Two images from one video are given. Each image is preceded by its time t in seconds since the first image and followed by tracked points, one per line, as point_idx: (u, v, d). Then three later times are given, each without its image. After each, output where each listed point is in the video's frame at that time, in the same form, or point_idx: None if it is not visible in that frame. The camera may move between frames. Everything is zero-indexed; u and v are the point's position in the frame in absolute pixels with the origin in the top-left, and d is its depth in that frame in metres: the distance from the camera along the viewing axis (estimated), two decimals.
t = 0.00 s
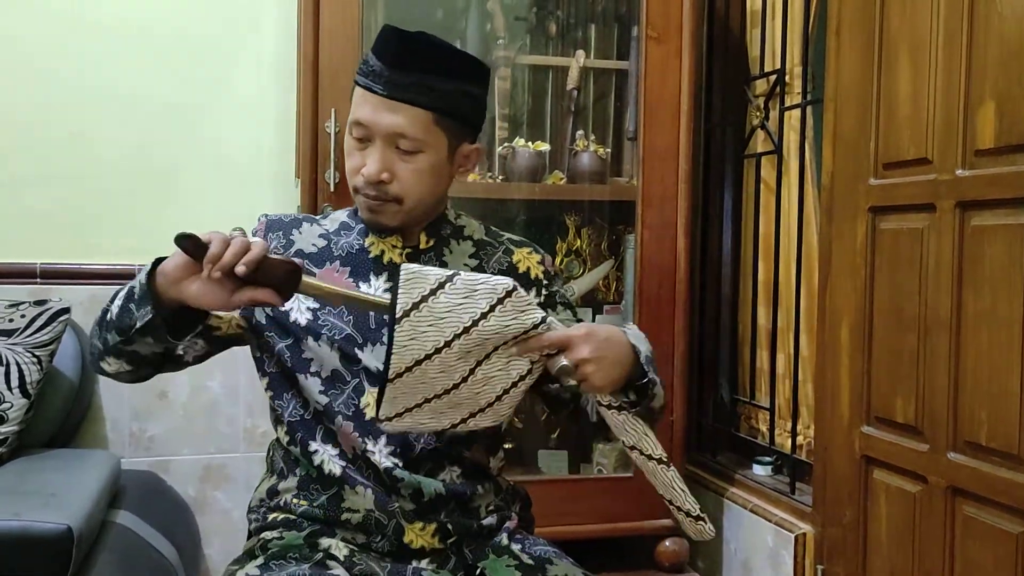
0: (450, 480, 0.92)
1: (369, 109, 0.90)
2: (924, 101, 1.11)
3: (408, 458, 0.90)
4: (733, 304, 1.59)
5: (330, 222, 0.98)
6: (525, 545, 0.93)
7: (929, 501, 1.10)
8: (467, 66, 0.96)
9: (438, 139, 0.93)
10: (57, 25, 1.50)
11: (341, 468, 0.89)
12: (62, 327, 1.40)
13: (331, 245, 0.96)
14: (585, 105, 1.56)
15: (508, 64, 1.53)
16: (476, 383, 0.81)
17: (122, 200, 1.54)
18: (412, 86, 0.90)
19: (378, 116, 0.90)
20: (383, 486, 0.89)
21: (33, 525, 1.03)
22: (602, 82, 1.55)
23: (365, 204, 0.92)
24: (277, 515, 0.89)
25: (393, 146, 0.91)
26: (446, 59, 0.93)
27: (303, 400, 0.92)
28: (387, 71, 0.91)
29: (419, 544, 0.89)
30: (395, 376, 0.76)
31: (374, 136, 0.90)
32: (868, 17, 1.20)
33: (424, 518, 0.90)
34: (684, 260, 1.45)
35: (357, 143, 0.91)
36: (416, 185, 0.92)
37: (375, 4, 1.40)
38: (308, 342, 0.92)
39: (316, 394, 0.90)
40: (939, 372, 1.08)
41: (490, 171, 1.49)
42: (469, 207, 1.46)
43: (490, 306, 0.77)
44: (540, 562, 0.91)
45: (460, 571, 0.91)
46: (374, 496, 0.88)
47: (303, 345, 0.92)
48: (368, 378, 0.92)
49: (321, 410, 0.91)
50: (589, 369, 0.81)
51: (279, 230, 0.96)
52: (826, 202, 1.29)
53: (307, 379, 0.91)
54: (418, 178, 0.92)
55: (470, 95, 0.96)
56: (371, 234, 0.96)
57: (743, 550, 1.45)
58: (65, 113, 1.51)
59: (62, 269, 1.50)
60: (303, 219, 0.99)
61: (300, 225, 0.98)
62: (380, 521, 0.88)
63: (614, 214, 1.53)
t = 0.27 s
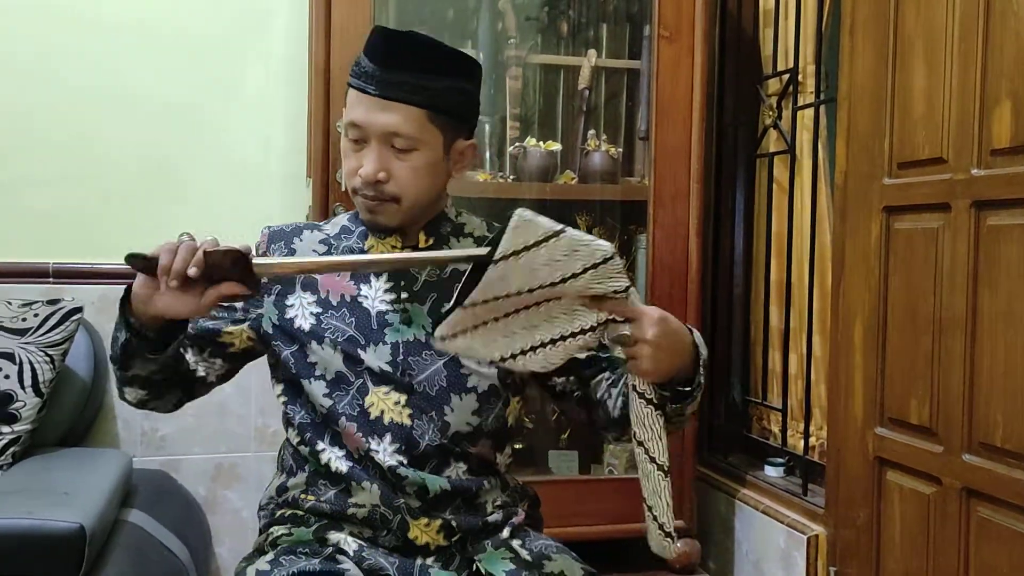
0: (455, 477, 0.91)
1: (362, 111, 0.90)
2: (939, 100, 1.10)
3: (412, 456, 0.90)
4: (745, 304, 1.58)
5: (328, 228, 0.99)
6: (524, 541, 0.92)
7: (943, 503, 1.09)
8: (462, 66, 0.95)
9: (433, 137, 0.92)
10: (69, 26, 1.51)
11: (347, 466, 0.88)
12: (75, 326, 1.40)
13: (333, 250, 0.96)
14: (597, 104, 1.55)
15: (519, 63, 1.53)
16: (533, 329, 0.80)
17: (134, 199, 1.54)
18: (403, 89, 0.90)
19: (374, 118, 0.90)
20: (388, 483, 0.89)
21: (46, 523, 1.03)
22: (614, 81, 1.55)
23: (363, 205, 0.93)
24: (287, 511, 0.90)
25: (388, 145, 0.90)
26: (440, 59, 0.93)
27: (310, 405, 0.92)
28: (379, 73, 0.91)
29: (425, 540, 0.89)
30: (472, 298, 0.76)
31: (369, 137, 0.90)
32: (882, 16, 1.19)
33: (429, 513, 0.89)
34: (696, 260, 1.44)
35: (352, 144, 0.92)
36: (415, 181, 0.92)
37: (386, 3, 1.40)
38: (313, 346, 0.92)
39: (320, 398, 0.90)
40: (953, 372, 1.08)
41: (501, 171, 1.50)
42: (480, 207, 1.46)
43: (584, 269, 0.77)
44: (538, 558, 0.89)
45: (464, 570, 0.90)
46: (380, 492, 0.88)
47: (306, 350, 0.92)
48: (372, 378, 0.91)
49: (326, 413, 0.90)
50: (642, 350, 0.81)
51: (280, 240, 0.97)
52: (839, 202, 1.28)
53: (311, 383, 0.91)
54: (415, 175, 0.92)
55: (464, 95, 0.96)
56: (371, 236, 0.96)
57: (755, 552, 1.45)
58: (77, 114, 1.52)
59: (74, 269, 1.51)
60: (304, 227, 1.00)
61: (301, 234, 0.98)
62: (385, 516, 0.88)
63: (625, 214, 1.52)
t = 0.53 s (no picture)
0: (456, 478, 0.90)
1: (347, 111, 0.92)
2: (958, 101, 1.09)
3: (412, 459, 0.89)
4: (759, 307, 1.56)
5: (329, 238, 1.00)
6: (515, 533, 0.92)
7: (962, 508, 1.08)
8: (445, 62, 0.96)
9: (419, 134, 0.92)
10: (82, 28, 1.51)
11: (348, 462, 0.89)
12: (89, 327, 1.40)
13: (333, 260, 0.97)
14: (610, 104, 1.55)
15: (532, 64, 1.53)
16: (500, 303, 0.79)
17: (147, 200, 1.54)
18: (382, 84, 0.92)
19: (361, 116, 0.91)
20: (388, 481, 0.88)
21: (61, 523, 1.03)
22: (627, 82, 1.54)
23: (357, 208, 0.92)
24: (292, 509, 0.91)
25: (374, 144, 0.91)
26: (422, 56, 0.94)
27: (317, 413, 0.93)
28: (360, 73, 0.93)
29: (422, 538, 0.88)
30: (467, 228, 0.75)
31: (355, 138, 0.90)
32: (899, 14, 1.18)
33: (428, 512, 0.89)
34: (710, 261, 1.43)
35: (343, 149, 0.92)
36: (406, 179, 0.91)
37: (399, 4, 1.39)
38: (314, 354, 0.92)
39: (324, 406, 0.91)
40: (972, 376, 1.06)
41: (513, 172, 1.50)
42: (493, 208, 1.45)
43: (573, 277, 0.78)
44: (524, 551, 0.89)
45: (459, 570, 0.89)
46: (381, 490, 0.87)
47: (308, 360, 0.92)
48: (372, 384, 0.90)
49: (329, 421, 0.91)
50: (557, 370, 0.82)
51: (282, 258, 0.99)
52: (855, 204, 1.27)
53: (316, 392, 0.92)
54: (403, 173, 0.91)
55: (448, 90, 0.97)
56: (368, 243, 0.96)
57: (770, 556, 1.43)
58: (90, 115, 1.52)
59: (88, 270, 1.51)
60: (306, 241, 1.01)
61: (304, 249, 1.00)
62: (384, 512, 0.87)
63: (638, 214, 1.51)
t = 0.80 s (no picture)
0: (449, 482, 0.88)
1: (304, 110, 0.89)
2: (987, 100, 1.07)
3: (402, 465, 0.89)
4: (780, 308, 1.55)
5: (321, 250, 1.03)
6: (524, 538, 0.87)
7: (989, 515, 1.06)
8: (411, 53, 0.91)
9: (382, 127, 0.89)
10: (102, 27, 1.51)
11: (346, 467, 0.91)
12: (108, 325, 1.40)
13: (319, 273, 1.00)
14: (631, 103, 1.53)
15: (552, 63, 1.52)
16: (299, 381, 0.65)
17: (165, 200, 1.55)
18: (332, 75, 0.88)
19: (316, 112, 0.88)
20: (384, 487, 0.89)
21: (78, 522, 1.03)
22: (648, 81, 1.53)
23: (325, 207, 0.90)
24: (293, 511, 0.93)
25: (334, 140, 0.88)
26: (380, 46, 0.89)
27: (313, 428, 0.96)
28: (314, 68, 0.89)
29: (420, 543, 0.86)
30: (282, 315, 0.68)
31: (316, 136, 0.88)
32: (925, 12, 1.16)
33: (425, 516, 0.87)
34: (731, 263, 1.42)
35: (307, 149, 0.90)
36: (371, 175, 0.88)
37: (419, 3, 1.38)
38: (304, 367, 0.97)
39: (319, 419, 0.94)
40: (1000, 381, 1.04)
41: (532, 173, 1.50)
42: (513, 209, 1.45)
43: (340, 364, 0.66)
44: (530, 559, 0.85)
45: None
46: (376, 494, 0.88)
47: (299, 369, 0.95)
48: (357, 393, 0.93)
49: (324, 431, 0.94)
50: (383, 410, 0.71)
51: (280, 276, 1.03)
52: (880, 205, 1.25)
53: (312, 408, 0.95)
54: (367, 169, 0.88)
55: (412, 82, 0.91)
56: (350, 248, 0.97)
57: (791, 561, 1.42)
58: (109, 114, 1.52)
59: (108, 268, 1.52)
60: (301, 256, 1.04)
61: (298, 263, 1.03)
62: (380, 515, 0.87)
63: (658, 215, 1.50)
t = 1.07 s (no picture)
0: (442, 487, 0.83)
1: (268, 110, 0.83)
2: None
3: (385, 475, 0.85)
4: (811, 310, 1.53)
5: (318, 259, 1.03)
6: (535, 552, 0.86)
7: None
8: (382, 46, 0.84)
9: (347, 124, 0.82)
10: (135, 26, 1.53)
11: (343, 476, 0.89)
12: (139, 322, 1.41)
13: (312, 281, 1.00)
14: (661, 103, 1.53)
15: (581, 61, 1.51)
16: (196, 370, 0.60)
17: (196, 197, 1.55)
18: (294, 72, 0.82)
19: (279, 111, 0.82)
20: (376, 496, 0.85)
21: (111, 516, 1.04)
22: (679, 80, 1.52)
23: (292, 208, 0.85)
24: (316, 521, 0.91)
25: (297, 138, 0.82)
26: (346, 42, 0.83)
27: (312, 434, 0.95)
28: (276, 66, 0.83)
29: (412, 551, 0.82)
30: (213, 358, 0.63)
31: (279, 135, 0.82)
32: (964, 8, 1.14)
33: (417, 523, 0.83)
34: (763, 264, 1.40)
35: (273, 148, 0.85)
36: (336, 174, 0.83)
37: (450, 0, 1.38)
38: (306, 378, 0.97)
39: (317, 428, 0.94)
40: None
41: (562, 171, 1.49)
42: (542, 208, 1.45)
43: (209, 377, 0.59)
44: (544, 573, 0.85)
45: None
46: (365, 505, 0.86)
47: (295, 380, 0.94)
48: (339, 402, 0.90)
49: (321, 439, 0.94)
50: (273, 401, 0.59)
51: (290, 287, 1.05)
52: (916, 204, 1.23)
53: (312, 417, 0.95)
54: (333, 167, 0.83)
55: (381, 77, 0.84)
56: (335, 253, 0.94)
57: (822, 566, 1.40)
58: (140, 112, 1.54)
59: (138, 265, 1.53)
60: (309, 259, 1.05)
61: (304, 269, 1.04)
62: (370, 526, 0.85)
63: (686, 215, 1.49)
